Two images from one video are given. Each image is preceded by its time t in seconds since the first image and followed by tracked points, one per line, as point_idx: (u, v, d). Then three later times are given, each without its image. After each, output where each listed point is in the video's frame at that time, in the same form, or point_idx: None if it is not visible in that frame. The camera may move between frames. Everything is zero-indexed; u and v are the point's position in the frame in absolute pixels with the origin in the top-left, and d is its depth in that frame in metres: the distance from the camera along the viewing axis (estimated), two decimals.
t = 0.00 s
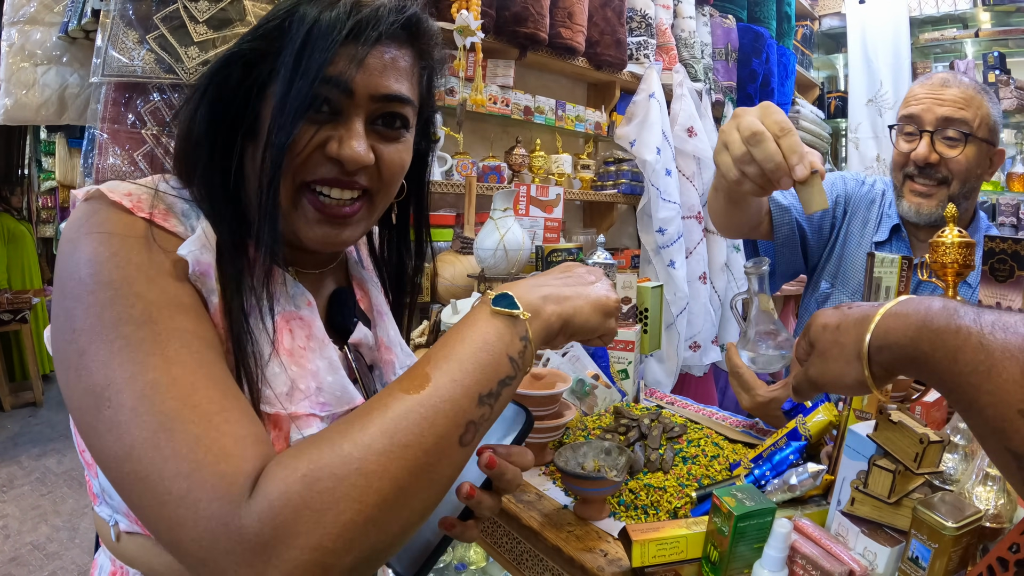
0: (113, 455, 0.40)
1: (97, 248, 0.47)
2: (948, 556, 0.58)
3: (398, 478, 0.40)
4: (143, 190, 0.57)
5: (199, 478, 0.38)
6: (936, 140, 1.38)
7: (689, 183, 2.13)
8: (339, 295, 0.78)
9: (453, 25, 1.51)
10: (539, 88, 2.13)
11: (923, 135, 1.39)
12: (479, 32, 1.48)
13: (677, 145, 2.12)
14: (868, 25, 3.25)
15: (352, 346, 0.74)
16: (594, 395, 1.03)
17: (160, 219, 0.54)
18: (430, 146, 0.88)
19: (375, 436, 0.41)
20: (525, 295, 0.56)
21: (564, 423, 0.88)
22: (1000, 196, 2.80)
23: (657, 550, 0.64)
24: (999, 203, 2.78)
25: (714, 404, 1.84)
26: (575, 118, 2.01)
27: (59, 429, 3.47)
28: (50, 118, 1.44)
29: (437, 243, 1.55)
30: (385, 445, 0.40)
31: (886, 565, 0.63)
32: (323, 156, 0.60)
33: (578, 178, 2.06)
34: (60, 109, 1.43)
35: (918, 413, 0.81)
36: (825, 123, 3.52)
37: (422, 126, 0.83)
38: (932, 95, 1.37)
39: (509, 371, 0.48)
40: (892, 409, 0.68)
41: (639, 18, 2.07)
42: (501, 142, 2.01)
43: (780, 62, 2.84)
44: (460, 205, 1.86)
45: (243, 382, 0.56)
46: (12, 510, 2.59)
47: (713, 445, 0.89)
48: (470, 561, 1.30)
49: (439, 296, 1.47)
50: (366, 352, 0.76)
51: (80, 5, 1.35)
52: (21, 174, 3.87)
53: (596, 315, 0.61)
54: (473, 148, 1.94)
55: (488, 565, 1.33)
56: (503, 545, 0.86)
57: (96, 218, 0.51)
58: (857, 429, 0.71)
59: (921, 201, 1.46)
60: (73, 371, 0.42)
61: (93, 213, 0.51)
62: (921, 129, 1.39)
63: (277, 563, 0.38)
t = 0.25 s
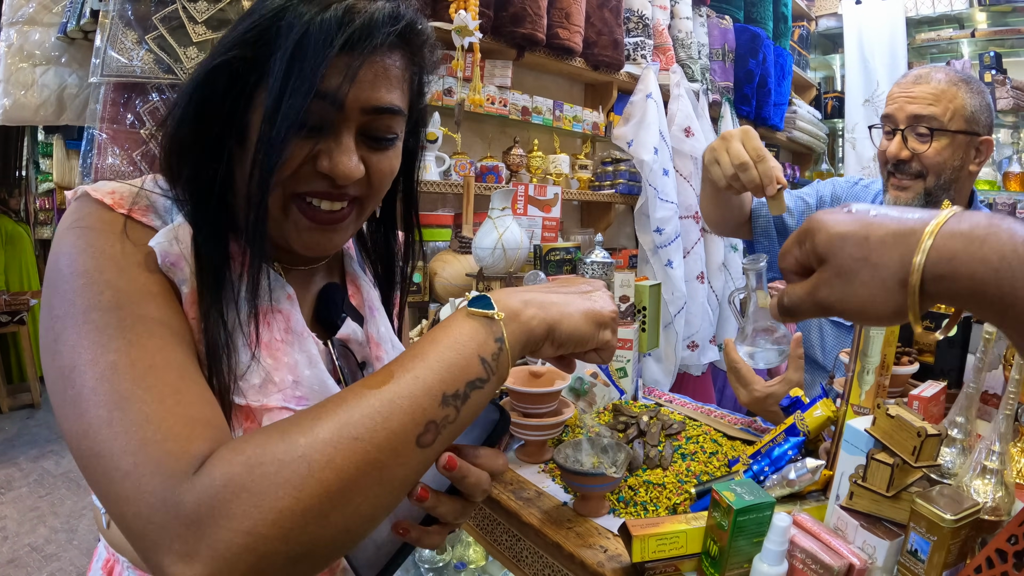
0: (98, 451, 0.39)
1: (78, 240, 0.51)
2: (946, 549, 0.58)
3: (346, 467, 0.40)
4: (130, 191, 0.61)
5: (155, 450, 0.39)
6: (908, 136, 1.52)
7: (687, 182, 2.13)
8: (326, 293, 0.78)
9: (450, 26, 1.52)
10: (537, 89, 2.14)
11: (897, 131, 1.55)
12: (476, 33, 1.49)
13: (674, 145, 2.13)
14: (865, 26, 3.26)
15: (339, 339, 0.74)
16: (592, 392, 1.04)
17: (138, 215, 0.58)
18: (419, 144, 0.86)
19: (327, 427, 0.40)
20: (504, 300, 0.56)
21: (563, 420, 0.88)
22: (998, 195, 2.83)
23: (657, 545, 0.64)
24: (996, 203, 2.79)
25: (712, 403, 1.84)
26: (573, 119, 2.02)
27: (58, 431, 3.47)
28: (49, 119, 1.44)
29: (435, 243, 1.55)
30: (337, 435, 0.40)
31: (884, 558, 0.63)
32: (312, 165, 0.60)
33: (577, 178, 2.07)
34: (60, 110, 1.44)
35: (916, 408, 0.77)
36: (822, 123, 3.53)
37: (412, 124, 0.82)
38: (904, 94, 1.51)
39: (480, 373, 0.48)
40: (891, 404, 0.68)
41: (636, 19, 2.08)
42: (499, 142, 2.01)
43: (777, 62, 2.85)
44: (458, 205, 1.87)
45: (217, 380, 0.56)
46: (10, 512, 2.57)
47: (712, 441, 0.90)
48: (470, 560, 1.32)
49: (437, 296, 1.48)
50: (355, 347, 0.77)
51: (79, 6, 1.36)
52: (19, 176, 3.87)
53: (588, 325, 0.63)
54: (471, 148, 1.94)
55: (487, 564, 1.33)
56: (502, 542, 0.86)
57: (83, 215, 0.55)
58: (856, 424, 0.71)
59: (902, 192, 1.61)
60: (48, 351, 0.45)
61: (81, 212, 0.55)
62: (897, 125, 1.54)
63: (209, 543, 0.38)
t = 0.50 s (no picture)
0: (92, 447, 0.40)
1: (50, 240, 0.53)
2: (937, 542, 0.59)
3: (301, 436, 0.40)
4: (99, 197, 0.61)
5: (118, 427, 0.40)
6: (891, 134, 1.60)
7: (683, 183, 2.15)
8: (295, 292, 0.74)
9: (447, 28, 1.52)
10: (534, 90, 2.15)
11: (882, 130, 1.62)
12: (473, 36, 1.49)
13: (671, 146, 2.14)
14: (861, 28, 3.28)
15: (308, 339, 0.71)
16: (588, 391, 1.05)
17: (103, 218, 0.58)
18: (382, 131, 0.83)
19: (290, 397, 0.41)
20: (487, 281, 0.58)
21: (559, 418, 0.89)
22: (992, 196, 2.82)
23: (652, 539, 0.65)
24: (992, 203, 2.80)
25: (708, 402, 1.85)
26: (569, 120, 2.03)
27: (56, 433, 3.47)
28: (49, 120, 1.45)
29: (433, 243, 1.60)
30: (297, 404, 0.41)
31: (876, 552, 0.64)
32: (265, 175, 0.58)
33: (574, 180, 2.04)
34: (59, 112, 1.44)
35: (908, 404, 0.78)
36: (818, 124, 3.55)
37: (370, 109, 0.77)
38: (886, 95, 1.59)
39: (456, 347, 0.50)
40: (883, 400, 0.70)
41: (633, 21, 2.10)
42: (496, 144, 2.03)
43: (773, 63, 2.87)
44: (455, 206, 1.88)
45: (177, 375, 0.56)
46: (9, 513, 2.58)
47: (707, 438, 0.91)
48: (468, 558, 1.34)
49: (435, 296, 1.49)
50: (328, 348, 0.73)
51: (78, 8, 1.36)
52: (18, 179, 3.88)
53: (581, 309, 0.63)
54: (468, 150, 1.96)
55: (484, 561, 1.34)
56: (498, 538, 0.87)
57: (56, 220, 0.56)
58: (848, 421, 0.72)
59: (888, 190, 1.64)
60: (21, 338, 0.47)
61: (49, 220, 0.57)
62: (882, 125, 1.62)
63: (155, 507, 0.37)
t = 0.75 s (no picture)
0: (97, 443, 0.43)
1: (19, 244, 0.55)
2: (905, 533, 0.62)
3: (232, 376, 0.43)
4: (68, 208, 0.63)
5: (83, 400, 0.43)
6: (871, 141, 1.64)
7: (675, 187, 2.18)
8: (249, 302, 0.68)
9: (442, 36, 1.56)
10: (529, 95, 2.18)
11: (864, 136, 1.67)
12: (467, 44, 1.52)
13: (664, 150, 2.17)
14: (854, 32, 3.32)
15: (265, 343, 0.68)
16: (578, 390, 1.08)
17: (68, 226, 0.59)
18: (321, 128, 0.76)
19: (230, 346, 0.44)
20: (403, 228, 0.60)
21: (549, 416, 0.92)
22: (987, 197, 2.87)
23: (633, 531, 0.68)
24: (985, 205, 2.82)
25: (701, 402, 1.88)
26: (563, 125, 2.06)
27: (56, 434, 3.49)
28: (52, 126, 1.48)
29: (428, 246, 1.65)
30: (235, 352, 0.44)
31: (848, 543, 0.67)
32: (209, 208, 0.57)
33: (567, 183, 2.10)
34: (61, 116, 1.46)
35: (884, 403, 0.81)
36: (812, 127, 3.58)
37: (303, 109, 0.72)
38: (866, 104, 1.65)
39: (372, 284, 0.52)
40: (856, 398, 0.73)
41: (626, 27, 2.13)
42: (491, 148, 2.06)
43: (766, 68, 2.90)
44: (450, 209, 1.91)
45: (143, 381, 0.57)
46: (9, 513, 2.60)
47: (691, 436, 0.94)
48: (462, 555, 1.37)
49: (430, 298, 1.52)
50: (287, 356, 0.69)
51: (80, 16, 1.39)
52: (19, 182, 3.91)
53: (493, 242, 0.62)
54: (463, 154, 1.99)
55: (478, 558, 1.36)
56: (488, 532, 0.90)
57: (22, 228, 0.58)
58: (823, 417, 0.75)
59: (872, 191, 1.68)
60: None
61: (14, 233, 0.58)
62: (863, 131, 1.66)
63: (106, 450, 0.41)
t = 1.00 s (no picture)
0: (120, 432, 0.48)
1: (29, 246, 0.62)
2: (866, 519, 0.67)
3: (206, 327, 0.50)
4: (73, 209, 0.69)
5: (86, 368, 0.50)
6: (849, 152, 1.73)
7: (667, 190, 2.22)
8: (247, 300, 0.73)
9: (438, 46, 1.61)
10: (523, 101, 2.23)
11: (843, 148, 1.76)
12: (461, 56, 1.58)
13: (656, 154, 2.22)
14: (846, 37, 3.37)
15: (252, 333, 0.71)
16: (568, 388, 1.13)
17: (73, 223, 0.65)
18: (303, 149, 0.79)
19: (206, 305, 0.52)
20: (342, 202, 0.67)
21: (537, 411, 0.97)
22: (979, 200, 2.94)
23: (614, 517, 0.72)
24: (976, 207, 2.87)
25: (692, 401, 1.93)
26: (557, 130, 2.11)
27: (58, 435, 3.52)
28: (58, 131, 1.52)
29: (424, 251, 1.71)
30: (208, 310, 0.51)
31: (814, 530, 0.72)
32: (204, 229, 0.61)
33: (561, 188, 2.14)
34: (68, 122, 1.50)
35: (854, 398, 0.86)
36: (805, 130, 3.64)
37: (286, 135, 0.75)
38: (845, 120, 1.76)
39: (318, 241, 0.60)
40: (824, 393, 0.77)
41: (619, 34, 2.18)
42: (486, 153, 2.10)
43: (758, 73, 2.95)
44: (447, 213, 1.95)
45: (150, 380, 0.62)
46: (13, 512, 2.64)
47: (673, 430, 0.98)
48: (458, 547, 1.41)
49: (427, 299, 1.56)
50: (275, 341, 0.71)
51: (87, 25, 1.44)
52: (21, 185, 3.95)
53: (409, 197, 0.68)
54: (459, 158, 2.04)
55: (473, 550, 1.41)
56: (480, 521, 0.95)
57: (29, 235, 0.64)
58: (793, 412, 0.80)
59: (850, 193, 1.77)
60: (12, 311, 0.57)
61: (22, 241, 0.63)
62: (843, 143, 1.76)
63: (105, 395, 0.48)
